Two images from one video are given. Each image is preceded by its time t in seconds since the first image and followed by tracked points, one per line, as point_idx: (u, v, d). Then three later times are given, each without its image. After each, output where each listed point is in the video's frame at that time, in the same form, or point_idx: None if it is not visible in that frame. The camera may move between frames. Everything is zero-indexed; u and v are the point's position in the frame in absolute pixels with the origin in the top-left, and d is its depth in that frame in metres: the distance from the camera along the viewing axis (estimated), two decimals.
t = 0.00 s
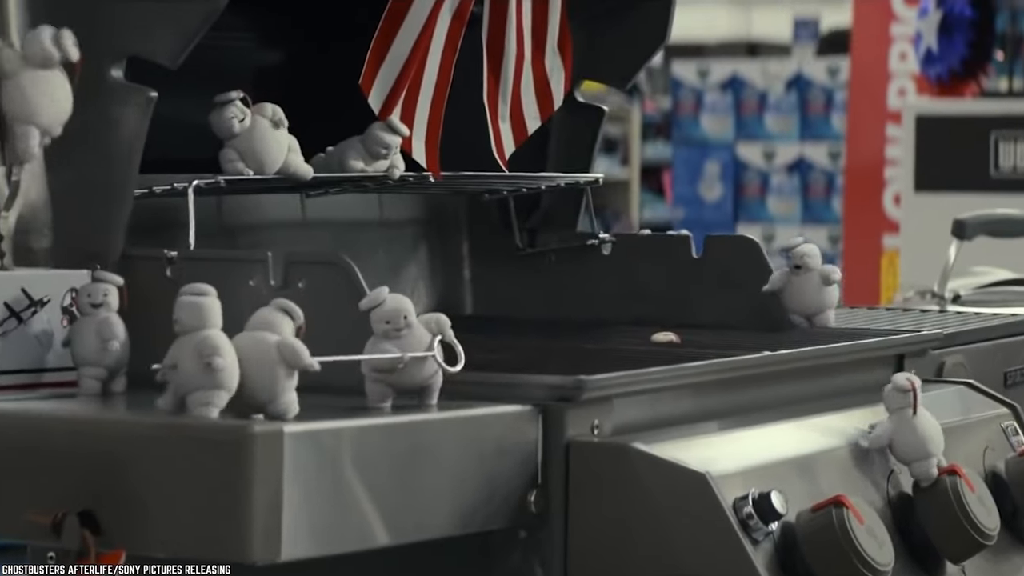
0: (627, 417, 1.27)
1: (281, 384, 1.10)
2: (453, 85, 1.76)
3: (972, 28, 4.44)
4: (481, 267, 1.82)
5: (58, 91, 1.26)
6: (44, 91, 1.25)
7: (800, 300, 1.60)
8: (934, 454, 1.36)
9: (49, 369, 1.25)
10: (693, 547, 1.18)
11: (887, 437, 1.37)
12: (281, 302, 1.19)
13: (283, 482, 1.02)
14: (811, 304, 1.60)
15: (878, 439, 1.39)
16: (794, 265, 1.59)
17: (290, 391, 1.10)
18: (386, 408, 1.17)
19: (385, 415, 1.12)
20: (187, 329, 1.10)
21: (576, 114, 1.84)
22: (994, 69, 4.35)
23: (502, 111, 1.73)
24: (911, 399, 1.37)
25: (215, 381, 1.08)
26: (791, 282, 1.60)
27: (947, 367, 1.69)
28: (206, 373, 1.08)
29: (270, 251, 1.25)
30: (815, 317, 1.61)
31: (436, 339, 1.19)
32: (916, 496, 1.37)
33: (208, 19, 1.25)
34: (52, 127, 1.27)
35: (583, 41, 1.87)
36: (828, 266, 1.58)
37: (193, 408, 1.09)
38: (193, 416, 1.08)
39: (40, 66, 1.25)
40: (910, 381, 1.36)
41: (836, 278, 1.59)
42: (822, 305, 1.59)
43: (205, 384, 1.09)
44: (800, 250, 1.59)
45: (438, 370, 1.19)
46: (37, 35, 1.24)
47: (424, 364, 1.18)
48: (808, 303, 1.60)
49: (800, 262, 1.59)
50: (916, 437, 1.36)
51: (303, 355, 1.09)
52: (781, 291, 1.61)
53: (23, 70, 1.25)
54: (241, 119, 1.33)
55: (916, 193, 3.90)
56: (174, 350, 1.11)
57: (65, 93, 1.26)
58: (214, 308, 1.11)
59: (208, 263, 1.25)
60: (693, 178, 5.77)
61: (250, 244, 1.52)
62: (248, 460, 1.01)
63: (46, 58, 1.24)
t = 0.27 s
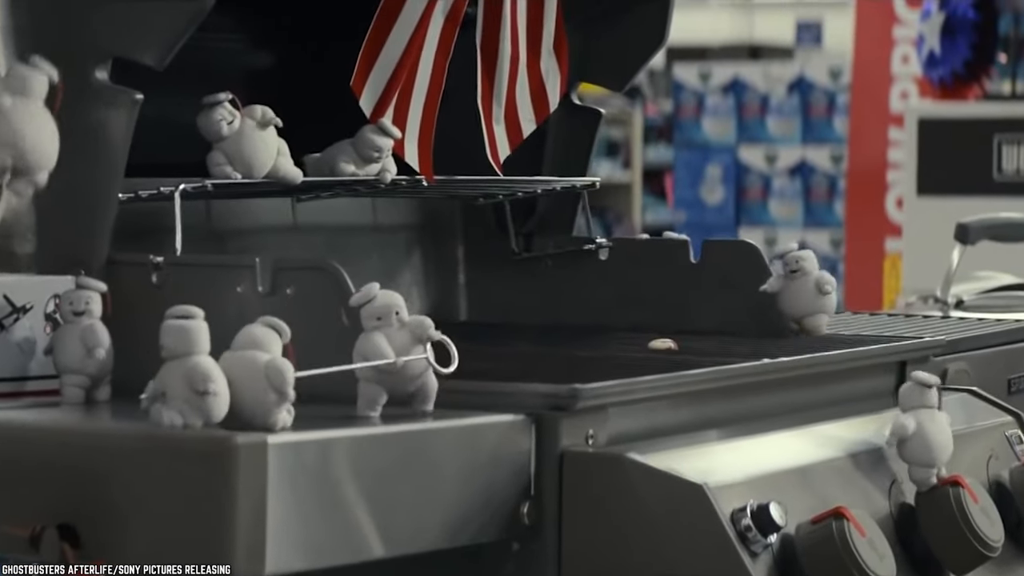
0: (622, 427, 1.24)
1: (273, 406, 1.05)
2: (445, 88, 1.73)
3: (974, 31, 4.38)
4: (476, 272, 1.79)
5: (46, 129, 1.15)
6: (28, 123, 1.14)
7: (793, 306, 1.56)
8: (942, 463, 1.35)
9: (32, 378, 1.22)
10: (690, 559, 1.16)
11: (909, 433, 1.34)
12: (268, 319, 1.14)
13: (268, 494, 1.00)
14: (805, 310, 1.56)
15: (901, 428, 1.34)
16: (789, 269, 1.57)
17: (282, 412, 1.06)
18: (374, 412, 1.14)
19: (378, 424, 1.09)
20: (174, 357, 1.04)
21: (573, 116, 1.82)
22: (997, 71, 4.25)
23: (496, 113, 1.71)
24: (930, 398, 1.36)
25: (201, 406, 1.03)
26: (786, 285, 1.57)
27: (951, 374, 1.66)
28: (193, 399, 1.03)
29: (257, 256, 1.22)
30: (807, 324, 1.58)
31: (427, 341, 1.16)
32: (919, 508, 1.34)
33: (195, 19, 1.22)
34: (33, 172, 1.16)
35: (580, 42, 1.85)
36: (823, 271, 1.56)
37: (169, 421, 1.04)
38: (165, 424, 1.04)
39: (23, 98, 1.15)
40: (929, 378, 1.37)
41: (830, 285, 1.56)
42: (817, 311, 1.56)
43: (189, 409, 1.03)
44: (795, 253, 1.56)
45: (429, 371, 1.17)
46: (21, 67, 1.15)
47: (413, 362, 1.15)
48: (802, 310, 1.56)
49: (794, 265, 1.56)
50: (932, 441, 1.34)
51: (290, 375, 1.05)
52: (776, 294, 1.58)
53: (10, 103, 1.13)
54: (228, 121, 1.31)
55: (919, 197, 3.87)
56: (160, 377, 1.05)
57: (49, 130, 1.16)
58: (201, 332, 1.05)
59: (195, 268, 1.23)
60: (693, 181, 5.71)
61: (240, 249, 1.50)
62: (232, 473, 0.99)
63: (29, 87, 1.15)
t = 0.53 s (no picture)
0: (615, 435, 1.21)
1: (250, 398, 1.05)
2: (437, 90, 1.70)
3: (975, 31, 4.34)
4: (470, 276, 1.76)
5: (34, 165, 1.15)
6: (14, 162, 1.14)
7: (790, 308, 1.55)
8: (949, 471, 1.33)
9: (13, 384, 1.19)
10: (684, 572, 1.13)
11: (923, 435, 1.33)
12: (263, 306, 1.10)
13: (252, 505, 0.97)
14: (803, 315, 1.54)
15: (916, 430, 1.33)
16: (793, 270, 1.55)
17: (256, 402, 1.05)
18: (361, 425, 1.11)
19: (366, 433, 1.07)
20: (150, 336, 1.03)
21: (568, 117, 1.79)
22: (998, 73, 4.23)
23: (488, 116, 1.69)
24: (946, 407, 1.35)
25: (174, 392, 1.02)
26: (786, 287, 1.55)
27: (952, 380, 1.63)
28: (166, 385, 1.02)
29: (243, 260, 1.19)
30: (805, 331, 1.56)
31: (420, 356, 1.13)
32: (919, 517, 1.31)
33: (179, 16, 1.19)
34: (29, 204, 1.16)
35: (575, 42, 1.82)
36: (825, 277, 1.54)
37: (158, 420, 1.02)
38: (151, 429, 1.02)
39: (10, 141, 1.15)
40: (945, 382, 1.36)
41: (828, 293, 1.55)
42: (815, 317, 1.54)
43: (161, 394, 1.02)
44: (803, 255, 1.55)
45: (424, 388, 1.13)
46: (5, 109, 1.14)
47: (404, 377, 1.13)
48: (799, 315, 1.55)
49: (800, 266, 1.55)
50: (942, 447, 1.32)
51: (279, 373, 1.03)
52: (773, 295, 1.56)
53: None
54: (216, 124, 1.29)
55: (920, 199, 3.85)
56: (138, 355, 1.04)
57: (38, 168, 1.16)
58: (177, 311, 1.04)
59: (178, 273, 1.20)
60: (693, 184, 5.70)
61: (227, 253, 1.47)
62: (212, 483, 0.97)
63: (17, 131, 1.14)
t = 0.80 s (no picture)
0: (608, 445, 1.18)
1: (238, 388, 1.04)
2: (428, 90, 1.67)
3: (978, 32, 4.36)
4: (462, 280, 1.73)
5: (15, 165, 1.13)
6: None
7: (779, 323, 1.53)
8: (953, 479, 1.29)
9: None
10: None
11: (926, 440, 1.29)
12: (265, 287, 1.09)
13: (229, 516, 0.95)
14: (792, 328, 1.53)
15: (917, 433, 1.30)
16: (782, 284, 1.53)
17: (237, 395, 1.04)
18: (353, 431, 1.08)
19: (349, 444, 1.03)
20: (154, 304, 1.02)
21: (567, 120, 1.77)
22: (1001, 75, 4.23)
23: (480, 117, 1.66)
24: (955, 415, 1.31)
25: (177, 364, 1.01)
26: (773, 300, 1.53)
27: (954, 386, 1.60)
28: (166, 356, 1.01)
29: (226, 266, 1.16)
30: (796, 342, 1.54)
31: (412, 371, 1.10)
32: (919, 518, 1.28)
33: (159, 14, 1.16)
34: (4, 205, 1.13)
35: (571, 40, 1.79)
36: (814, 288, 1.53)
37: (161, 393, 1.02)
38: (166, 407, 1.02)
39: None
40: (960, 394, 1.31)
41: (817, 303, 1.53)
42: (802, 330, 1.52)
43: (161, 365, 1.02)
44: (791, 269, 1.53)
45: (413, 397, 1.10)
46: None
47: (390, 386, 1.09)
48: (789, 328, 1.53)
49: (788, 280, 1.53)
50: (942, 453, 1.29)
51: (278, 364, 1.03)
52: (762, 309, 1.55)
53: None
54: (206, 127, 1.25)
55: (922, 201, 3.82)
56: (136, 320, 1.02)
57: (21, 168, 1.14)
58: (181, 281, 1.03)
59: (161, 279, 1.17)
60: (694, 185, 5.67)
61: (212, 257, 1.44)
62: (186, 495, 0.94)
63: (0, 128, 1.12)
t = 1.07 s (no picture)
0: (602, 452, 1.15)
1: (251, 373, 1.02)
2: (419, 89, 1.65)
3: (979, 32, 4.29)
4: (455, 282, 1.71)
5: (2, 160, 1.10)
6: None
7: (765, 322, 1.51)
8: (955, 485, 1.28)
9: None
10: None
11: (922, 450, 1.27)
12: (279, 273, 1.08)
13: (208, 526, 0.93)
14: (779, 326, 1.50)
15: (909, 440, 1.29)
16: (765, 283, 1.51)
17: (252, 378, 1.02)
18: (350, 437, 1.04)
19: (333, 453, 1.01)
20: (181, 279, 1.01)
21: (558, 119, 1.75)
22: (1002, 75, 4.24)
23: (472, 118, 1.65)
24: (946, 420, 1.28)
25: (199, 339, 1.00)
26: (758, 300, 1.52)
27: (955, 391, 1.57)
28: (195, 330, 1.00)
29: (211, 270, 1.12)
30: (789, 340, 1.51)
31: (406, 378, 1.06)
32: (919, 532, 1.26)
33: (141, 13, 1.13)
34: None
35: (565, 40, 1.76)
36: (798, 283, 1.50)
37: (180, 368, 1.00)
38: (183, 381, 1.00)
39: None
40: (939, 400, 1.28)
41: (804, 299, 1.50)
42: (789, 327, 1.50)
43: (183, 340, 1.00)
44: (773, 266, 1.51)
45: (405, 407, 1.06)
46: None
47: (375, 391, 1.04)
48: (776, 327, 1.51)
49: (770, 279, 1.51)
50: (943, 462, 1.27)
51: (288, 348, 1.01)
52: (748, 310, 1.53)
53: None
54: (186, 125, 1.23)
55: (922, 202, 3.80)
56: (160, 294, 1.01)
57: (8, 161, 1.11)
58: (208, 257, 1.02)
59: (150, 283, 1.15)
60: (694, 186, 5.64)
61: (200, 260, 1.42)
62: (165, 505, 0.92)
63: None
